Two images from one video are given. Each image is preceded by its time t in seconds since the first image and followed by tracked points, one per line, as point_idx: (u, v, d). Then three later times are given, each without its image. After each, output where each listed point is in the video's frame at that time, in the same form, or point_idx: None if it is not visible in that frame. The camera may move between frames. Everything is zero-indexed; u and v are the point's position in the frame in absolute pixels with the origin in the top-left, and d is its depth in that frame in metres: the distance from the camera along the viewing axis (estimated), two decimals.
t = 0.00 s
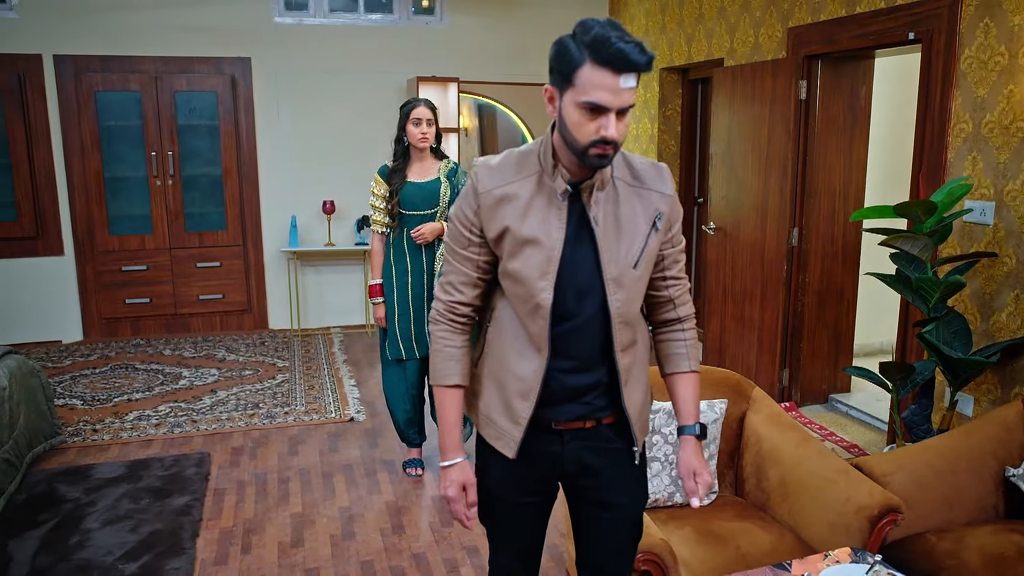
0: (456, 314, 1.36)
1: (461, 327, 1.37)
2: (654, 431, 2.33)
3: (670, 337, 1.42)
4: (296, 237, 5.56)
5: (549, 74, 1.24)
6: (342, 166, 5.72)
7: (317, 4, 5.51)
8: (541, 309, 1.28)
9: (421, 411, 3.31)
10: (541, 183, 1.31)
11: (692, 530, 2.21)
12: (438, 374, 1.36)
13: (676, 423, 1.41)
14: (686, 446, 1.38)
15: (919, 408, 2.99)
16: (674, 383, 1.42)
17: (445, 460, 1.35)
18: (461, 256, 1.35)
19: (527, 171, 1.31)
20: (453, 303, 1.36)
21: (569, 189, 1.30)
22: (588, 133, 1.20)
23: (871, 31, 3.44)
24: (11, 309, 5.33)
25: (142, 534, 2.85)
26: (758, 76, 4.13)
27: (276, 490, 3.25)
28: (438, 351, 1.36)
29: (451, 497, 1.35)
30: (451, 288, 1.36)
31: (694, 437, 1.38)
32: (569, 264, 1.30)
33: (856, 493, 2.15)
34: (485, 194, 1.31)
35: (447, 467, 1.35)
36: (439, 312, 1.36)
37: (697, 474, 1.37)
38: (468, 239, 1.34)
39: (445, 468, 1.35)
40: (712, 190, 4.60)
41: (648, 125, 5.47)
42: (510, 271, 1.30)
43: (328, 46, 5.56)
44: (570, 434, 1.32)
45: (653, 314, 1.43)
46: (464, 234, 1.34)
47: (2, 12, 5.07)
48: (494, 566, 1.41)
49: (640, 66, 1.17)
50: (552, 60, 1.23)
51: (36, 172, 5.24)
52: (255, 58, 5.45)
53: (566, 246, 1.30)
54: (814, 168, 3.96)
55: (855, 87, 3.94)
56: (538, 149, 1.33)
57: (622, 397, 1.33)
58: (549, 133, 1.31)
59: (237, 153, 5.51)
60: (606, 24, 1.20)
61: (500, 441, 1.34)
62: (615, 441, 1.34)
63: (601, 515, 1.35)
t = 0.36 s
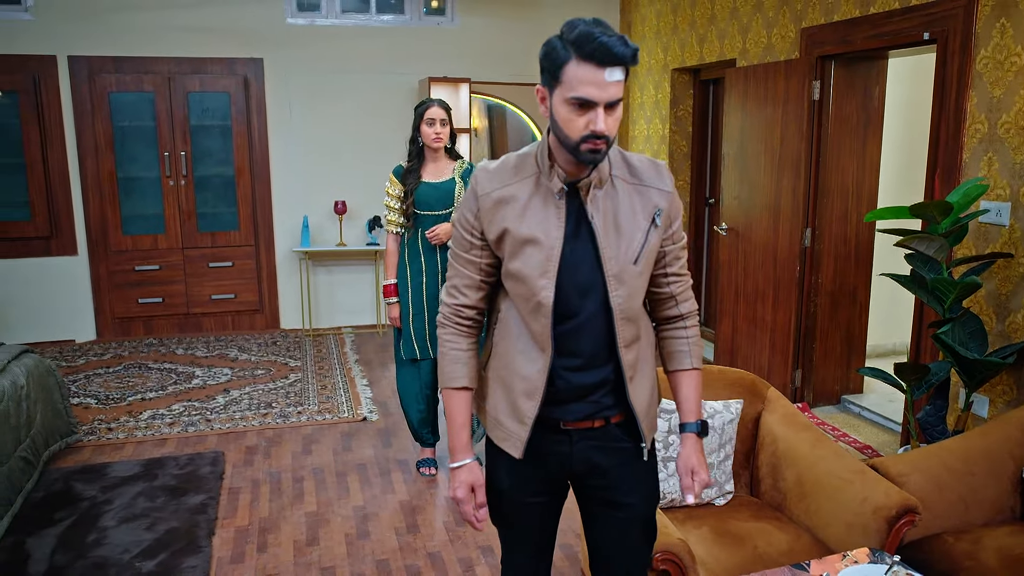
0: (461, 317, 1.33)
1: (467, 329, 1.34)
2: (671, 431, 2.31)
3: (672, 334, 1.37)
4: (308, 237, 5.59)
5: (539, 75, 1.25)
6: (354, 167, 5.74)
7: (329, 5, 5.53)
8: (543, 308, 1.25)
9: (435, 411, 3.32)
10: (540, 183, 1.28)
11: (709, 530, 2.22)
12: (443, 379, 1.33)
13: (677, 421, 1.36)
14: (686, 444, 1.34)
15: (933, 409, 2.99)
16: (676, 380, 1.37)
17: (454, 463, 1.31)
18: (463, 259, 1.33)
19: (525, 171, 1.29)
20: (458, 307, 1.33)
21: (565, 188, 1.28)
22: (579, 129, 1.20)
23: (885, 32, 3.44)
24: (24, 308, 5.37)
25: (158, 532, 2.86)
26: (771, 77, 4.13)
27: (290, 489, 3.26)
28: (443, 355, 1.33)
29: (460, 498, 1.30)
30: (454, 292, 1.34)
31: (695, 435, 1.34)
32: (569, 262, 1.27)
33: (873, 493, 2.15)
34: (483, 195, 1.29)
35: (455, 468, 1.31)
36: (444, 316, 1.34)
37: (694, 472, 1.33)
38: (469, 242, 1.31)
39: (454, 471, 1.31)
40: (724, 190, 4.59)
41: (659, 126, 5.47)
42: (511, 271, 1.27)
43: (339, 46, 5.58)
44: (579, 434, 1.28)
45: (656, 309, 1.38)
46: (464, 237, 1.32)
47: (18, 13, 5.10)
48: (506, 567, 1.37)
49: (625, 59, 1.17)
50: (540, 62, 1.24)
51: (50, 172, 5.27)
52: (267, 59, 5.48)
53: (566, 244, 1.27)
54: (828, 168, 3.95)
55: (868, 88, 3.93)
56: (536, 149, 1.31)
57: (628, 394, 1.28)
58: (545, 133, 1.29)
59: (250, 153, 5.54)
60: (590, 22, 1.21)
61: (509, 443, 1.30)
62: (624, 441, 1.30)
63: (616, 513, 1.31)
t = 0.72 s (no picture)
0: (472, 320, 1.33)
1: (479, 332, 1.32)
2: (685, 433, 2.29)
3: (680, 334, 1.36)
4: (318, 238, 5.61)
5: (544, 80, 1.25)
6: (365, 168, 5.76)
7: (340, 7, 5.56)
8: (555, 307, 1.25)
9: (446, 412, 3.33)
10: (549, 184, 1.28)
11: (723, 531, 2.22)
12: (454, 382, 1.32)
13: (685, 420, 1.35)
14: (694, 442, 1.33)
15: (947, 411, 2.98)
16: (684, 379, 1.36)
17: (466, 467, 1.29)
18: (473, 261, 1.32)
19: (534, 172, 1.29)
20: (468, 310, 1.33)
21: (574, 188, 1.28)
22: (584, 129, 1.20)
23: (898, 34, 3.43)
24: (36, 309, 5.40)
25: (172, 532, 2.88)
26: (782, 79, 4.13)
27: (303, 490, 3.27)
28: (453, 359, 1.32)
29: (473, 502, 1.28)
30: (464, 295, 1.33)
31: (703, 434, 1.33)
32: (579, 262, 1.26)
33: (888, 495, 2.15)
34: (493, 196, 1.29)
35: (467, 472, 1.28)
36: (455, 319, 1.33)
37: (705, 469, 1.31)
38: (479, 244, 1.31)
39: (466, 475, 1.29)
40: (735, 192, 4.59)
41: (669, 128, 5.47)
42: (522, 272, 1.27)
43: (350, 48, 5.60)
44: (591, 434, 1.28)
45: (663, 309, 1.37)
46: (474, 240, 1.31)
47: (31, 15, 5.13)
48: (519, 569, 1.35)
49: (627, 56, 1.17)
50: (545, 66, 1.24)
51: (63, 173, 5.30)
52: (278, 60, 5.50)
53: (576, 244, 1.27)
54: (839, 170, 3.95)
55: (880, 90, 3.92)
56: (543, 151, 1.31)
57: (640, 393, 1.28)
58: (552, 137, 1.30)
59: (261, 154, 5.56)
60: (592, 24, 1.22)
61: (523, 444, 1.29)
62: (637, 440, 1.30)
63: (631, 513, 1.30)
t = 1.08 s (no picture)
0: (490, 320, 1.33)
1: (496, 332, 1.33)
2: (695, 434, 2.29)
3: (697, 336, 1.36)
4: (323, 240, 5.61)
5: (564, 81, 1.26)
6: (370, 170, 5.77)
7: (346, 9, 5.57)
8: (573, 307, 1.25)
9: (454, 413, 3.34)
10: (568, 185, 1.29)
11: (733, 532, 2.22)
12: (472, 381, 1.32)
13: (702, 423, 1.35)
14: (711, 444, 1.33)
15: (955, 413, 2.98)
16: (701, 382, 1.36)
17: (482, 465, 1.29)
18: (492, 261, 1.33)
19: (553, 173, 1.30)
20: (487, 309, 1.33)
21: (592, 188, 1.29)
22: (602, 127, 1.20)
23: (905, 36, 3.44)
24: (42, 310, 5.40)
25: (182, 533, 2.88)
26: (788, 80, 4.13)
27: (311, 491, 3.28)
28: (471, 358, 1.33)
29: (488, 501, 1.28)
30: (483, 294, 1.34)
31: (720, 436, 1.33)
32: (597, 262, 1.27)
33: (898, 497, 2.15)
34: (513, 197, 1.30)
35: (483, 470, 1.29)
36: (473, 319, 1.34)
37: (720, 472, 1.32)
38: (498, 244, 1.32)
39: (482, 473, 1.29)
40: (741, 193, 4.59)
41: (674, 130, 5.47)
42: (540, 271, 1.28)
43: (355, 50, 5.61)
44: (607, 435, 1.28)
45: (681, 311, 1.38)
46: (493, 240, 1.32)
47: (38, 17, 5.15)
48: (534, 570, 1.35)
49: (646, 55, 1.18)
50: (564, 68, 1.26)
51: (69, 175, 5.30)
52: (284, 63, 5.51)
53: (594, 244, 1.28)
54: (846, 173, 3.95)
55: (886, 92, 3.93)
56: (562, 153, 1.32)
57: (656, 394, 1.28)
58: (571, 138, 1.31)
59: (266, 156, 5.57)
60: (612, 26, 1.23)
61: (539, 443, 1.29)
62: (654, 441, 1.30)
63: (646, 514, 1.30)
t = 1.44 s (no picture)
0: (508, 319, 1.34)
1: (514, 331, 1.34)
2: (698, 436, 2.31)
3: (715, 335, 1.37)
4: (321, 242, 5.61)
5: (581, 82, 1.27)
6: (367, 172, 5.77)
7: (344, 11, 5.57)
8: (590, 306, 1.26)
9: (454, 414, 3.34)
10: (585, 185, 1.30)
11: (737, 532, 2.23)
12: (490, 379, 1.33)
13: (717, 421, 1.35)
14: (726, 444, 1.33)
15: (954, 413, 2.99)
16: (716, 382, 1.36)
17: (498, 461, 1.30)
18: (510, 260, 1.34)
19: (570, 174, 1.31)
20: (505, 308, 1.34)
21: (609, 189, 1.29)
22: (619, 126, 1.21)
23: (904, 38, 3.46)
24: (39, 312, 5.39)
25: (183, 535, 2.87)
26: (788, 82, 4.16)
27: (312, 493, 3.27)
28: (488, 357, 1.33)
29: (502, 496, 1.28)
30: (501, 294, 1.35)
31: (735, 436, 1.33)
32: (614, 261, 1.27)
33: (901, 497, 2.16)
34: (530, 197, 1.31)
35: (498, 466, 1.29)
36: (491, 318, 1.35)
37: (737, 472, 1.31)
38: (515, 243, 1.32)
39: (497, 468, 1.29)
40: (740, 195, 4.61)
41: (672, 132, 5.48)
42: (557, 271, 1.28)
43: (353, 51, 5.61)
44: (622, 436, 1.28)
45: (698, 310, 1.38)
46: (511, 240, 1.33)
47: (35, 18, 5.14)
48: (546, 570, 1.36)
49: (663, 56, 1.20)
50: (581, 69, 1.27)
51: (66, 177, 5.29)
52: (282, 64, 5.51)
53: (611, 244, 1.28)
54: (844, 175, 3.96)
55: (884, 94, 3.94)
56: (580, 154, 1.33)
57: (672, 394, 1.29)
58: (588, 140, 1.32)
59: (264, 158, 5.56)
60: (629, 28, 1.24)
61: (557, 441, 1.29)
62: (668, 442, 1.30)
63: (658, 514, 1.30)
